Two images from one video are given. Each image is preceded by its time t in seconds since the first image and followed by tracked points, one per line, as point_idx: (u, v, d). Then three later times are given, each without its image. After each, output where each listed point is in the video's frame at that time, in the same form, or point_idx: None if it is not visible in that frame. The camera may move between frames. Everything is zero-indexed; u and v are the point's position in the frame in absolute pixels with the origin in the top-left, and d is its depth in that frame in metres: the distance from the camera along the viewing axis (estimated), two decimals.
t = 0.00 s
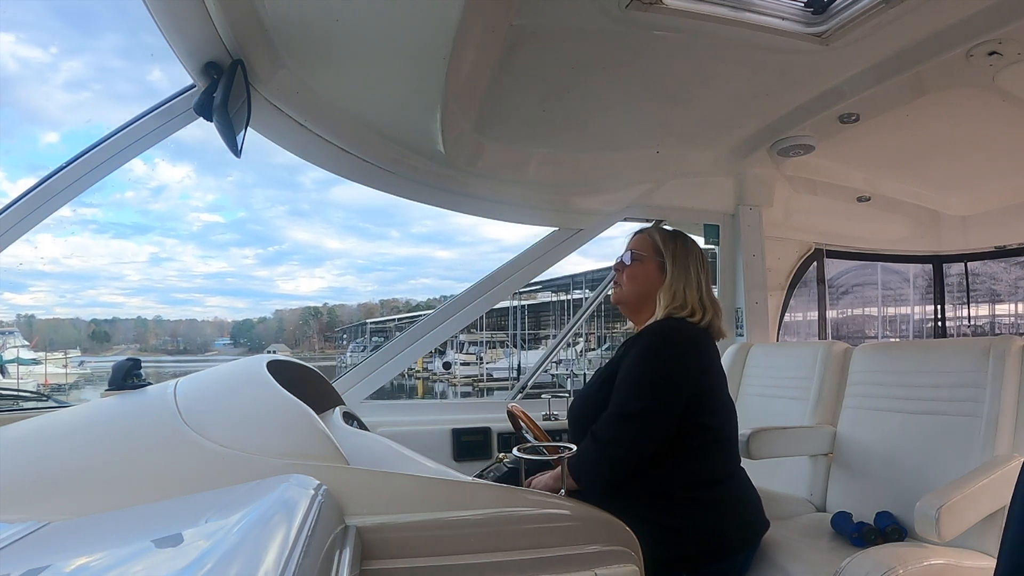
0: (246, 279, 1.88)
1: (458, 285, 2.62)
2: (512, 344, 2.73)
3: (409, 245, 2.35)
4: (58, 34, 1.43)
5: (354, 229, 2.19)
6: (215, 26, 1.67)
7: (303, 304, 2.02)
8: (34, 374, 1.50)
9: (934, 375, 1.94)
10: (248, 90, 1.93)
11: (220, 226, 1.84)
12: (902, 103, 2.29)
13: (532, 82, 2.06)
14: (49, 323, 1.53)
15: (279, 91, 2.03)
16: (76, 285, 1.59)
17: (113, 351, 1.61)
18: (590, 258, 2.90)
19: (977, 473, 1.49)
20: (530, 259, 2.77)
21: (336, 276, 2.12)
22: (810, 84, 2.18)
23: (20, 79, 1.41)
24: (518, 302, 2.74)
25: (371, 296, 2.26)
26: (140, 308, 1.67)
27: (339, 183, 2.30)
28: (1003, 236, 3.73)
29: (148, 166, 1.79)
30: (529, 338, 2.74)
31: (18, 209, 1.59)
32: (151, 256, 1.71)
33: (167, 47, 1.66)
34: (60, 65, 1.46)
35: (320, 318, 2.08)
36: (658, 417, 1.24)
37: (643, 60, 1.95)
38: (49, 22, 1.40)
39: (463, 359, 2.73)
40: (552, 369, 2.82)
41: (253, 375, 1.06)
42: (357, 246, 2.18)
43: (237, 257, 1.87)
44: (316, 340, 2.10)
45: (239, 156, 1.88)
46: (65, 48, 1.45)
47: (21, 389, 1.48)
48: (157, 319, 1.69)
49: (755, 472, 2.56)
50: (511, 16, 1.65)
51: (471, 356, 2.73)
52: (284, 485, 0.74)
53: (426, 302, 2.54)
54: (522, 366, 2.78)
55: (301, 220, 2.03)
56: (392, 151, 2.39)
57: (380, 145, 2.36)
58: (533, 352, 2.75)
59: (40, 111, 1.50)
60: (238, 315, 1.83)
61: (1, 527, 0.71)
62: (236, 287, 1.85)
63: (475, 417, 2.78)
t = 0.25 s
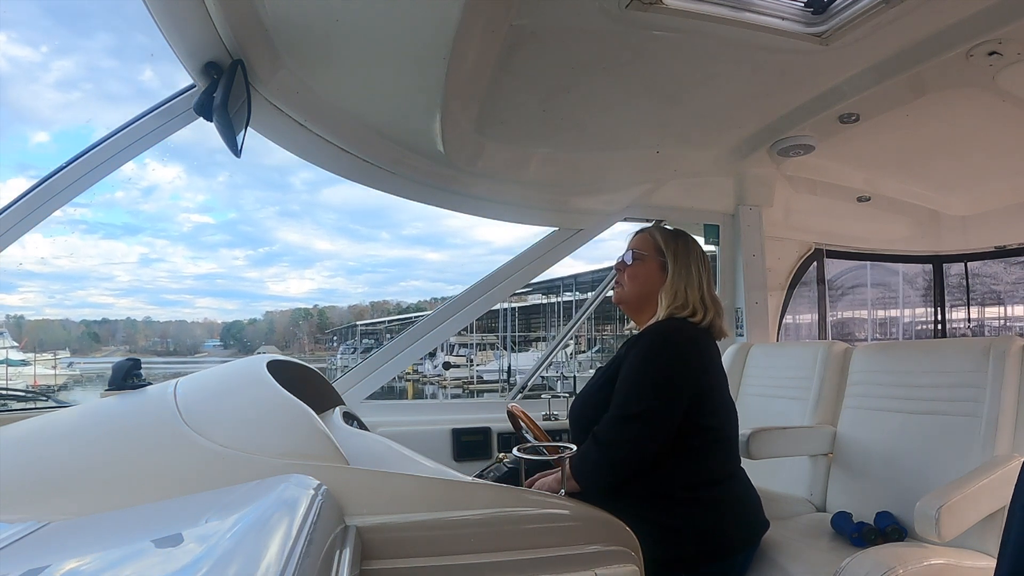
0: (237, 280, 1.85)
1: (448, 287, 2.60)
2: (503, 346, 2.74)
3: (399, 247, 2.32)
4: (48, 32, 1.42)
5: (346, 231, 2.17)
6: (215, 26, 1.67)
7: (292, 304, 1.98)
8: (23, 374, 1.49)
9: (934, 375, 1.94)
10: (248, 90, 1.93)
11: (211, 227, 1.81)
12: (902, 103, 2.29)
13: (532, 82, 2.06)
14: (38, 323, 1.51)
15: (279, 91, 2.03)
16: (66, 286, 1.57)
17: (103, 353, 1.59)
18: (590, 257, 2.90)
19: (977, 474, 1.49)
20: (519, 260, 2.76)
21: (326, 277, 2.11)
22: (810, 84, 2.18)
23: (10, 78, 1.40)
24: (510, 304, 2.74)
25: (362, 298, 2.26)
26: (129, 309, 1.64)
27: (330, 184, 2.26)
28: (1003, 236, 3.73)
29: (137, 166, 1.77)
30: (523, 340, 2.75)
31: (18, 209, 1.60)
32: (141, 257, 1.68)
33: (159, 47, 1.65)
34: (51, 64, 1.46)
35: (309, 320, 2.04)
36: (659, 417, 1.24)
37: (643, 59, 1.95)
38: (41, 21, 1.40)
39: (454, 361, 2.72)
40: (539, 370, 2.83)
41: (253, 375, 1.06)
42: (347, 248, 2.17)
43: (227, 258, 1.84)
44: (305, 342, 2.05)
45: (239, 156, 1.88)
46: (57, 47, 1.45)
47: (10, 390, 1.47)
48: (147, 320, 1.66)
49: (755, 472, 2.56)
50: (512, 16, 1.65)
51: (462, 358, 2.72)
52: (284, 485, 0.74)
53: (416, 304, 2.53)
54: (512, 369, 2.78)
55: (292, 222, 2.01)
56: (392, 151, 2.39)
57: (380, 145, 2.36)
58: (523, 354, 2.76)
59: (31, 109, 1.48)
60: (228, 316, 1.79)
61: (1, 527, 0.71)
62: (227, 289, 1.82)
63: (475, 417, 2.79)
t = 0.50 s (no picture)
0: (227, 283, 1.84)
1: (439, 291, 2.58)
2: (493, 349, 2.76)
3: (391, 250, 2.31)
4: (40, 32, 1.40)
5: (337, 233, 2.16)
6: (215, 26, 1.67)
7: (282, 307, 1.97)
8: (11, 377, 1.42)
9: (934, 375, 1.94)
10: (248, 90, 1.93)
11: (202, 229, 1.80)
12: (902, 103, 2.28)
13: (532, 82, 2.06)
14: (29, 325, 1.47)
15: (279, 91, 2.03)
16: (55, 288, 1.53)
17: (94, 355, 1.52)
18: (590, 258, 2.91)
19: (977, 474, 1.49)
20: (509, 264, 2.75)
21: (318, 280, 2.11)
22: (810, 84, 2.18)
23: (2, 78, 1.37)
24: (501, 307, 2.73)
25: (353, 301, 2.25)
26: (119, 311, 1.59)
27: (321, 186, 2.23)
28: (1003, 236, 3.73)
29: (129, 167, 1.76)
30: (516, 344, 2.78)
31: (18, 209, 1.60)
32: (131, 259, 1.65)
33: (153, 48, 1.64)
34: (43, 65, 1.43)
35: (300, 323, 2.03)
36: (662, 417, 1.24)
37: (643, 59, 1.95)
38: (33, 20, 1.37)
39: (444, 365, 2.72)
40: (527, 374, 2.86)
41: (253, 376, 1.06)
42: (339, 250, 2.16)
43: (217, 261, 1.83)
44: (297, 345, 2.01)
45: (239, 156, 1.88)
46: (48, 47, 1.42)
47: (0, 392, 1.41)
48: (138, 322, 1.61)
49: (754, 472, 2.56)
50: (512, 16, 1.65)
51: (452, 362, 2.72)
52: (283, 484, 0.74)
53: (407, 307, 2.52)
54: (502, 372, 2.80)
55: (282, 224, 2.00)
56: (392, 151, 2.39)
57: (380, 145, 2.36)
58: (513, 357, 2.79)
59: (23, 110, 1.44)
60: (219, 318, 1.76)
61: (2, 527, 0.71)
62: (217, 291, 1.80)
63: (475, 417, 2.78)
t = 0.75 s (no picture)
0: (217, 285, 1.80)
1: (430, 293, 2.56)
2: (483, 353, 2.76)
3: (382, 253, 2.27)
4: (28, 32, 1.34)
5: (328, 237, 2.11)
6: (215, 26, 1.67)
7: (274, 309, 1.91)
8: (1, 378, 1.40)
9: (934, 375, 1.94)
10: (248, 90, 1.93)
11: (193, 232, 1.75)
12: (902, 103, 2.28)
13: (532, 82, 2.06)
14: (19, 327, 1.43)
15: (279, 92, 2.04)
16: (44, 290, 1.49)
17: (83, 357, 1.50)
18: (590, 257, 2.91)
19: (976, 474, 1.49)
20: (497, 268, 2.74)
21: (308, 283, 2.06)
22: (810, 84, 2.18)
23: None
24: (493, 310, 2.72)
25: (344, 304, 2.20)
26: (108, 313, 1.56)
27: (312, 189, 2.16)
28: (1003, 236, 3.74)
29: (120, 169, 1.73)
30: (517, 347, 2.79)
31: (17, 209, 1.58)
32: (121, 261, 1.62)
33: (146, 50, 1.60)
34: (35, 66, 1.37)
35: (292, 326, 1.96)
36: (663, 418, 1.24)
37: (643, 59, 1.95)
38: (24, 21, 1.32)
39: (435, 368, 2.71)
40: (521, 377, 2.87)
41: (252, 376, 1.06)
42: (330, 253, 2.12)
43: (208, 263, 1.79)
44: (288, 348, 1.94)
45: (239, 156, 1.88)
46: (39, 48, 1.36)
47: None
48: (127, 325, 1.58)
49: (755, 471, 2.56)
50: (512, 16, 1.65)
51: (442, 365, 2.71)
52: (282, 484, 0.74)
53: (398, 310, 2.48)
54: (493, 376, 2.81)
55: (274, 227, 1.95)
56: (392, 151, 2.39)
57: (380, 145, 2.36)
58: (504, 360, 2.80)
59: (13, 112, 1.38)
60: (209, 320, 1.72)
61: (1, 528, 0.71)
62: (207, 293, 1.77)
63: (475, 417, 2.78)
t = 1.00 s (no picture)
0: (208, 287, 1.78)
1: (421, 296, 2.52)
2: (474, 356, 2.75)
3: (374, 256, 2.24)
4: (19, 32, 1.32)
5: (319, 239, 2.09)
6: (215, 26, 1.67)
7: (265, 313, 1.90)
8: None
9: (934, 375, 1.94)
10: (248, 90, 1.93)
11: (184, 234, 1.74)
12: (902, 102, 2.28)
13: (532, 82, 2.06)
14: (8, 329, 1.41)
15: (279, 92, 2.04)
16: (35, 292, 1.49)
17: (73, 360, 1.48)
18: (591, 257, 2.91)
19: (977, 474, 1.49)
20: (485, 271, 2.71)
21: (299, 285, 2.04)
22: (810, 84, 2.18)
23: None
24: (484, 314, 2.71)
25: (337, 305, 2.17)
26: (98, 316, 1.53)
27: (302, 191, 2.10)
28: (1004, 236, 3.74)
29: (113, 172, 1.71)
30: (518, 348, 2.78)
31: (17, 209, 1.57)
32: (113, 263, 1.60)
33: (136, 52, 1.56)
34: (26, 66, 1.36)
35: (282, 329, 1.94)
36: (663, 418, 1.24)
37: (643, 59, 1.95)
38: (16, 22, 1.31)
39: (425, 371, 2.68)
40: (513, 380, 2.85)
41: (252, 376, 1.06)
42: (321, 255, 2.10)
43: (199, 265, 1.77)
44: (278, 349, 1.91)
45: (239, 156, 1.87)
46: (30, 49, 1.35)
47: None
48: (117, 327, 1.55)
49: (755, 471, 2.56)
50: (512, 16, 1.65)
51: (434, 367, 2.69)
52: (283, 484, 0.74)
53: (388, 313, 2.43)
54: (484, 379, 2.78)
55: (265, 229, 1.93)
56: (392, 151, 2.39)
57: (380, 145, 2.36)
58: (495, 364, 2.77)
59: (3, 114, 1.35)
60: (199, 323, 1.71)
61: (2, 527, 0.71)
62: (199, 296, 1.75)
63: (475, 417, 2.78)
